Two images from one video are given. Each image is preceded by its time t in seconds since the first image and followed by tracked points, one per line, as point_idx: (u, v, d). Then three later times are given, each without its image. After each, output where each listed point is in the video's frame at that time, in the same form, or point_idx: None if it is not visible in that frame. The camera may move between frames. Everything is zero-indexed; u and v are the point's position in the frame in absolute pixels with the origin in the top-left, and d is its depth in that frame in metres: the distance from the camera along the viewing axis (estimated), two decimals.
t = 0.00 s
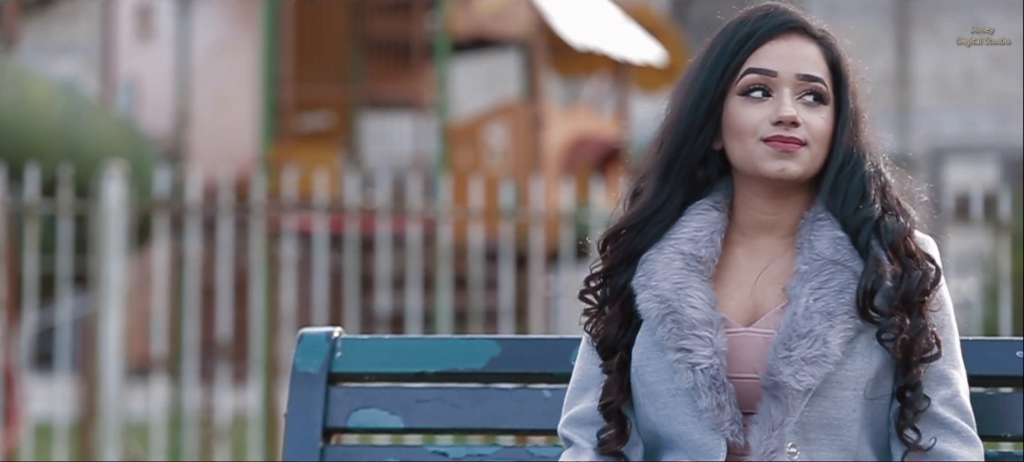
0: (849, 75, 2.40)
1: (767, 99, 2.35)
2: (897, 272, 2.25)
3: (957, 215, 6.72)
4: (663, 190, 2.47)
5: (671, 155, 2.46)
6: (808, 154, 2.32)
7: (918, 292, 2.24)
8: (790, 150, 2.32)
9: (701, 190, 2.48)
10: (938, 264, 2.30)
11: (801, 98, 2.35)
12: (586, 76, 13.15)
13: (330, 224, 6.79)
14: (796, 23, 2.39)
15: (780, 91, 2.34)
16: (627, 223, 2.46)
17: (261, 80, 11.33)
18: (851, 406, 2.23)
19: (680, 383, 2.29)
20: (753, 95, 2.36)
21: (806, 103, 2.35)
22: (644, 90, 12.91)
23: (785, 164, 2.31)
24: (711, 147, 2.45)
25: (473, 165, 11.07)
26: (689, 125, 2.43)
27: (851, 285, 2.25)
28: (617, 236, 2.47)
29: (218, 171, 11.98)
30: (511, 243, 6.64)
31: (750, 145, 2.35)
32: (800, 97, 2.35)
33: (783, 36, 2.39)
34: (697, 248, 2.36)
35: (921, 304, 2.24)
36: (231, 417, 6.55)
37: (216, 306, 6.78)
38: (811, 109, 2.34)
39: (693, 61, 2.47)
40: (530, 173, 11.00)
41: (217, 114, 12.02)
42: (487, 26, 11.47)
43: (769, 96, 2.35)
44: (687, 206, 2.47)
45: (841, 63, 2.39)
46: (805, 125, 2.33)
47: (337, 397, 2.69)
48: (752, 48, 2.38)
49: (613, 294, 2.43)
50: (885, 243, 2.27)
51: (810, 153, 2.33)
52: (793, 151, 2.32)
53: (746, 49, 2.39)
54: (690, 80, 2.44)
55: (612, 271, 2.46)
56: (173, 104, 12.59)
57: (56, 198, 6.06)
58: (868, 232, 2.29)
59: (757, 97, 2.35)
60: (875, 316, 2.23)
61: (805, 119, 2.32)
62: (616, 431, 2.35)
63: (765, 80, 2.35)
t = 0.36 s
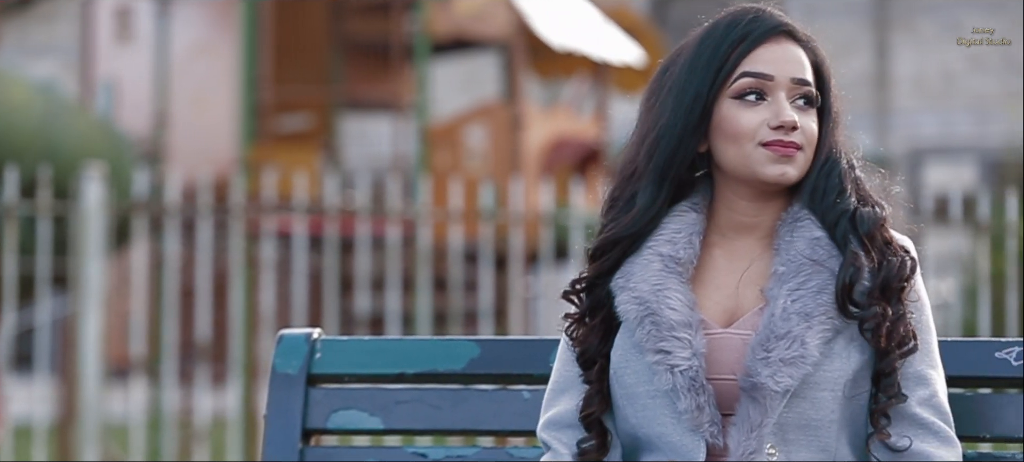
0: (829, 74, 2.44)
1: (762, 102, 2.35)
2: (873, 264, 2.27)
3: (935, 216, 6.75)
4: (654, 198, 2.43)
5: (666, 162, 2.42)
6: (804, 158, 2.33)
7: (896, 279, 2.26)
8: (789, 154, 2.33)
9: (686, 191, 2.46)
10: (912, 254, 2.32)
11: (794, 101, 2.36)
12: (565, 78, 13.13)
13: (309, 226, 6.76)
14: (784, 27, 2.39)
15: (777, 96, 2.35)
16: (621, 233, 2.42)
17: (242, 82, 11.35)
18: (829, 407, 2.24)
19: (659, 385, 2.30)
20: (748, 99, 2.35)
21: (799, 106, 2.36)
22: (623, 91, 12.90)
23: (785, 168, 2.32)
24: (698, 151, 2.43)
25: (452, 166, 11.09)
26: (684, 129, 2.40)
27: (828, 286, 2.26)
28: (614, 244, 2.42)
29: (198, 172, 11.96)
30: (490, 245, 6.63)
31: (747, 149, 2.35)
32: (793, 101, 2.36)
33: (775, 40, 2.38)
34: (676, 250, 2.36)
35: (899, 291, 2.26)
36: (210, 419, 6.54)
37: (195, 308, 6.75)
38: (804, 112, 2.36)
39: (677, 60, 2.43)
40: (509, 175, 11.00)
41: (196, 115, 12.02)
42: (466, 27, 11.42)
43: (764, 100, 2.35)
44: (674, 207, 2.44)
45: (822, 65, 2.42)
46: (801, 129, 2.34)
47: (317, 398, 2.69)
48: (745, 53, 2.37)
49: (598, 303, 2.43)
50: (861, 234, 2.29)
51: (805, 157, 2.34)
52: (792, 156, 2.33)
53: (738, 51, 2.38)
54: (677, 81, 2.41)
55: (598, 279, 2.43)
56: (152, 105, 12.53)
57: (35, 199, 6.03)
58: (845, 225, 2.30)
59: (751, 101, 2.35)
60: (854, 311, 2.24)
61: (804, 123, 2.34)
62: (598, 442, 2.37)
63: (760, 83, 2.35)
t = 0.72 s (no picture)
0: (806, 72, 2.45)
1: (749, 104, 2.34)
2: (849, 260, 2.28)
3: (910, 216, 6.76)
4: (637, 200, 2.43)
5: (650, 165, 2.42)
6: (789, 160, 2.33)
7: (873, 271, 2.28)
8: (775, 155, 2.32)
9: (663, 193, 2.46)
10: (887, 250, 2.33)
11: (779, 103, 2.36)
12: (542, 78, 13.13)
13: (286, 227, 6.75)
14: (767, 30, 2.38)
15: (764, 97, 2.34)
16: (603, 234, 2.41)
17: (219, 82, 11.31)
18: (805, 407, 2.25)
19: (636, 386, 2.31)
20: (734, 100, 2.34)
21: (784, 107, 2.36)
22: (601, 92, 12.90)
23: (773, 170, 2.31)
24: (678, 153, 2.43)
25: (429, 167, 11.08)
26: (669, 131, 2.39)
27: (804, 286, 2.27)
28: (596, 245, 2.42)
29: (175, 172, 11.92)
30: (467, 245, 6.62)
31: (734, 151, 2.34)
32: (778, 102, 2.36)
33: (759, 42, 2.37)
34: (654, 251, 2.37)
35: (876, 285, 2.27)
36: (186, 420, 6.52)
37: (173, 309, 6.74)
38: (789, 113, 2.36)
39: (660, 58, 2.41)
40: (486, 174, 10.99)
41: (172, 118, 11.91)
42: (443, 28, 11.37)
43: (750, 101, 2.34)
44: (653, 207, 2.45)
45: (800, 65, 2.43)
46: (788, 130, 2.33)
47: (294, 399, 2.68)
48: (731, 55, 2.36)
49: (577, 308, 2.43)
50: (836, 228, 2.30)
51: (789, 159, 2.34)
52: (778, 157, 2.32)
53: (723, 53, 2.36)
54: (661, 82, 2.39)
55: (578, 281, 2.43)
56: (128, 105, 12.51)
57: (11, 200, 6.01)
58: (821, 221, 2.31)
59: (738, 102, 2.34)
60: (831, 308, 2.25)
61: (790, 125, 2.33)
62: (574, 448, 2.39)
63: (746, 85, 2.34)
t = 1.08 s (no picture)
0: (786, 73, 2.45)
1: (731, 106, 2.34)
2: (827, 258, 2.29)
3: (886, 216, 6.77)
4: (619, 202, 2.43)
5: (632, 168, 2.42)
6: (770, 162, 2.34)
7: (852, 270, 2.29)
8: (757, 158, 2.32)
9: (643, 194, 2.46)
10: (865, 247, 2.34)
11: (761, 104, 2.37)
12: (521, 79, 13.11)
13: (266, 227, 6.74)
14: (749, 31, 2.38)
15: (745, 100, 2.35)
16: (584, 236, 2.42)
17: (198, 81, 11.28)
18: (784, 407, 2.26)
19: (616, 386, 2.31)
20: (716, 103, 2.35)
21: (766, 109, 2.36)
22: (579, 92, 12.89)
23: (754, 173, 2.32)
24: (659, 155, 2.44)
25: (408, 166, 11.07)
26: (652, 133, 2.39)
27: (783, 286, 2.28)
28: (577, 247, 2.42)
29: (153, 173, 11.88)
30: (446, 246, 6.63)
31: (716, 154, 2.34)
32: (760, 104, 2.36)
33: (742, 43, 2.38)
34: (633, 251, 2.37)
35: (855, 282, 2.29)
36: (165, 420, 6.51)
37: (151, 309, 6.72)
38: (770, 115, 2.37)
39: (640, 59, 2.41)
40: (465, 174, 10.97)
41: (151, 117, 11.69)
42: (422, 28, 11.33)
43: (731, 104, 2.35)
44: (633, 207, 2.45)
45: (780, 66, 2.43)
46: (769, 133, 2.34)
47: (273, 400, 2.68)
48: (713, 57, 2.36)
49: (558, 310, 2.43)
50: (814, 225, 2.32)
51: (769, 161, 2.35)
52: (760, 160, 2.33)
53: (706, 55, 2.37)
54: (643, 82, 2.39)
55: (559, 282, 2.43)
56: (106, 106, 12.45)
57: None
58: (799, 220, 2.32)
59: (720, 104, 2.34)
60: (809, 306, 2.26)
61: (772, 127, 2.33)
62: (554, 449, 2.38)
63: (728, 87, 2.34)
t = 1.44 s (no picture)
0: (760, 74, 2.46)
1: (705, 109, 2.35)
2: (803, 258, 2.30)
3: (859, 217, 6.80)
4: (596, 206, 2.44)
5: (607, 171, 2.43)
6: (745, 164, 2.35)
7: (827, 269, 2.30)
8: (731, 161, 2.33)
9: (619, 195, 2.47)
10: (841, 246, 2.36)
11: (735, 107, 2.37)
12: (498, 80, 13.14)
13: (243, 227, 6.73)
14: (723, 32, 2.39)
15: (718, 103, 2.35)
16: (561, 241, 2.42)
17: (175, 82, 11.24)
18: (760, 407, 2.27)
19: (593, 385, 2.31)
20: (691, 106, 2.35)
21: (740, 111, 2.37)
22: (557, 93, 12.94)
23: (729, 176, 2.33)
24: (634, 157, 2.44)
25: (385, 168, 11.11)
26: (628, 136, 2.40)
27: (758, 287, 2.29)
28: (553, 252, 2.42)
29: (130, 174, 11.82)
30: (423, 246, 6.63)
31: (691, 158, 2.35)
32: (734, 106, 2.37)
33: (716, 46, 2.38)
34: (609, 251, 2.38)
35: (831, 282, 2.30)
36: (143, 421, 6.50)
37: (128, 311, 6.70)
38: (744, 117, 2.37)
39: (614, 61, 2.41)
40: (442, 175, 10.97)
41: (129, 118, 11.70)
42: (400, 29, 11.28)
43: (705, 106, 2.35)
44: (611, 208, 2.46)
45: (755, 67, 2.43)
46: (743, 136, 2.34)
47: (250, 401, 2.68)
48: (687, 60, 2.37)
49: (535, 312, 2.43)
50: (790, 225, 2.33)
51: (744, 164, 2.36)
52: (735, 164, 2.34)
53: (680, 57, 2.37)
54: (617, 85, 2.39)
55: (536, 285, 2.43)
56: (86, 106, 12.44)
57: None
58: (774, 221, 2.33)
59: (695, 107, 2.35)
60: (785, 306, 2.27)
61: (746, 131, 2.34)
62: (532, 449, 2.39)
63: (703, 90, 2.35)
